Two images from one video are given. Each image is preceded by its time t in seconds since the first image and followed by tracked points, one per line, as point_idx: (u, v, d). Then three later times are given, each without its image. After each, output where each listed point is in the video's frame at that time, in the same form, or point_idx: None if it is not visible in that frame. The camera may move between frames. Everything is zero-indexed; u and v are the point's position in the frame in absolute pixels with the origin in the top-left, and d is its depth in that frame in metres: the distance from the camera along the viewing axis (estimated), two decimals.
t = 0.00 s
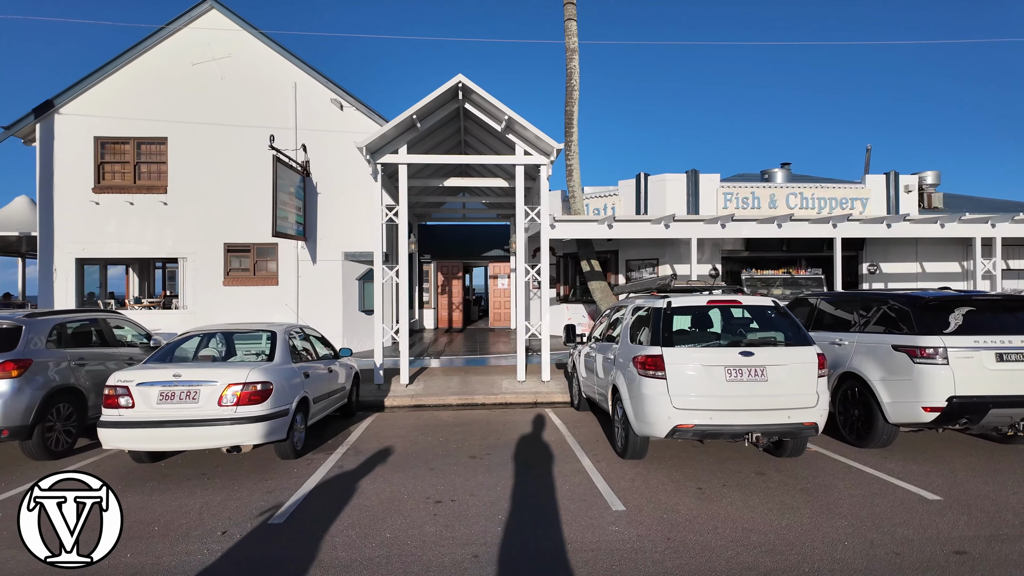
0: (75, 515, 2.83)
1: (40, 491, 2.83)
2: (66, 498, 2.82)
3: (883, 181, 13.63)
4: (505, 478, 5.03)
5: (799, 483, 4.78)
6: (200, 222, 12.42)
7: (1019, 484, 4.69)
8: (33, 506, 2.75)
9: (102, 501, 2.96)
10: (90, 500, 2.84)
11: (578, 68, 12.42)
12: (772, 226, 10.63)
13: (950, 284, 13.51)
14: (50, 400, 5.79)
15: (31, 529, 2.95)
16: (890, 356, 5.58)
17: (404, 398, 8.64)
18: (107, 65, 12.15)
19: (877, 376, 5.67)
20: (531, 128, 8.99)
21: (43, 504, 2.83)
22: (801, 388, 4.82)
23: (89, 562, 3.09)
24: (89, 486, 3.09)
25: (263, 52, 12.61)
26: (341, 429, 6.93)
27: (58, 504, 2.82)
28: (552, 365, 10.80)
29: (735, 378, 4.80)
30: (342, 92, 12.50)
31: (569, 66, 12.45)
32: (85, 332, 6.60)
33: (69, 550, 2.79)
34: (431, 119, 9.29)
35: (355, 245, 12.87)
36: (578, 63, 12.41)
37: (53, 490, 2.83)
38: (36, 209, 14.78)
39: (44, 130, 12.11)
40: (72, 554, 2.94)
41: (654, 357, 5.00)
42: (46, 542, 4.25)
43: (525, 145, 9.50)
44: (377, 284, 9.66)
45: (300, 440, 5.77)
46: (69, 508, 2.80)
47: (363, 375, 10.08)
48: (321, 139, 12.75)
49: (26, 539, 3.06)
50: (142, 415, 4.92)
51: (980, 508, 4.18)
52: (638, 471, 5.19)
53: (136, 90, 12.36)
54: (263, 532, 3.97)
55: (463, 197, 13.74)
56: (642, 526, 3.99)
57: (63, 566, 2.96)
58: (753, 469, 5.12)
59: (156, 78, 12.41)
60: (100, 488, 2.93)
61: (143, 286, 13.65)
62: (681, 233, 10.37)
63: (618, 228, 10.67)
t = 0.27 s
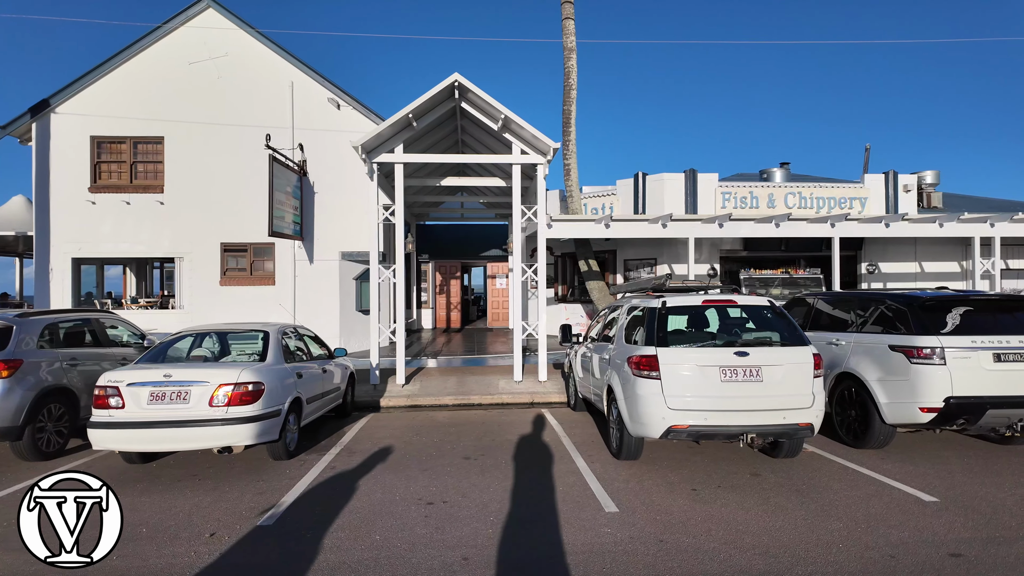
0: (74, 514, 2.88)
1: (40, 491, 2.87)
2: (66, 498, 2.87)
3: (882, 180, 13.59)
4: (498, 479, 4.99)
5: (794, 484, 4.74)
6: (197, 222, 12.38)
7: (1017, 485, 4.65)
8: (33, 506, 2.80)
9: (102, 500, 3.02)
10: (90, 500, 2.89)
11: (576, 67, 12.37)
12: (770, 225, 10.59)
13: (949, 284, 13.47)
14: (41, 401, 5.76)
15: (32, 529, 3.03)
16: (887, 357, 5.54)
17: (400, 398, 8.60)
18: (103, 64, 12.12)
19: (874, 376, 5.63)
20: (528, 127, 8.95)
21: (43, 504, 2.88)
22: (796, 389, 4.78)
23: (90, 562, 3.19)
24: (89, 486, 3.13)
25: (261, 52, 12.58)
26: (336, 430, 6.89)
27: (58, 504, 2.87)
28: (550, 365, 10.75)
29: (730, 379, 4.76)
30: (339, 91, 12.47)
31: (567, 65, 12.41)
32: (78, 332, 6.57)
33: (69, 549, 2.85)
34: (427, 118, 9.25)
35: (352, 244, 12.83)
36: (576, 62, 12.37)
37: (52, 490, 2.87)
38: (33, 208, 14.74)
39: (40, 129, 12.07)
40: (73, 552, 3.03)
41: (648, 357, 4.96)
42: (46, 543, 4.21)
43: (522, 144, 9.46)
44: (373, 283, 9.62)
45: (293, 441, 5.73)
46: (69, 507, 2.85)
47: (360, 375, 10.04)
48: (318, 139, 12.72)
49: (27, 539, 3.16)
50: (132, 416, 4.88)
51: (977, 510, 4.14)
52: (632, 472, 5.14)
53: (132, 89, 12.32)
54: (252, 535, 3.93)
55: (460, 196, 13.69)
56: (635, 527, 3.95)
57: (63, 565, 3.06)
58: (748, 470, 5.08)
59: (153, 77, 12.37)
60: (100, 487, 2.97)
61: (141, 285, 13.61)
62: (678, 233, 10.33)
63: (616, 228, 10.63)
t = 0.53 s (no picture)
0: (75, 515, 2.86)
1: (40, 491, 2.85)
2: (66, 498, 2.84)
3: (881, 180, 13.55)
4: (490, 480, 4.94)
5: (789, 485, 4.70)
6: (193, 222, 12.35)
7: (1014, 486, 4.61)
8: (33, 506, 2.77)
9: (102, 500, 3.01)
10: (90, 500, 2.87)
11: (573, 66, 12.34)
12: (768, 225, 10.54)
13: (947, 283, 13.43)
14: (32, 402, 5.72)
15: (32, 529, 3.00)
16: (884, 357, 5.49)
17: (396, 398, 8.56)
18: (99, 63, 12.10)
19: (870, 376, 5.59)
20: (524, 125, 8.90)
21: (42, 504, 2.86)
22: (791, 389, 4.73)
23: (90, 562, 3.15)
24: (89, 486, 3.12)
25: (257, 51, 12.54)
26: (330, 430, 6.85)
27: (58, 504, 2.85)
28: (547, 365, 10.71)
29: (725, 379, 4.72)
30: (336, 90, 12.43)
31: (565, 64, 12.38)
32: (70, 333, 6.53)
33: (69, 549, 2.83)
34: (423, 117, 9.21)
35: (349, 244, 12.78)
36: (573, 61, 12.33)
37: (52, 489, 2.84)
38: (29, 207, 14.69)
39: (36, 128, 12.04)
40: (73, 553, 3.00)
41: (643, 357, 4.91)
42: (45, 543, 4.18)
43: (519, 143, 9.42)
44: (369, 283, 9.58)
45: (285, 441, 5.69)
46: (69, 507, 2.83)
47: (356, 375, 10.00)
48: (315, 138, 12.68)
49: (26, 539, 3.12)
50: (122, 416, 4.83)
51: (974, 512, 4.09)
52: (626, 473, 5.10)
53: (128, 88, 12.28)
54: (241, 537, 3.89)
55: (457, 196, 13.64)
56: (628, 529, 3.91)
57: (63, 565, 3.02)
58: (744, 471, 5.04)
59: (149, 76, 12.33)
60: (100, 488, 2.95)
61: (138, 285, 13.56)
62: (676, 232, 10.29)
63: (612, 227, 10.59)
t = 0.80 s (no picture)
0: (75, 515, 3.00)
1: (40, 492, 2.95)
2: (66, 498, 2.98)
3: (880, 179, 13.50)
4: (483, 481, 4.90)
5: (785, 487, 4.66)
6: (190, 221, 12.30)
7: (1012, 488, 4.56)
8: (34, 506, 2.89)
9: (102, 502, 3.17)
10: (90, 500, 3.01)
11: (571, 65, 12.30)
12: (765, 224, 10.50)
13: (947, 283, 13.39)
14: (23, 402, 5.68)
15: (32, 529, 3.17)
16: (881, 357, 5.45)
17: (392, 399, 8.52)
18: (96, 62, 12.06)
19: (868, 377, 5.55)
20: (520, 125, 8.86)
21: (43, 504, 2.97)
22: (787, 390, 4.69)
23: (89, 562, 3.32)
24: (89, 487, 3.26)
25: (254, 50, 12.50)
26: (324, 431, 6.81)
27: (59, 504, 2.97)
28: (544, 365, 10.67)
29: (720, 379, 4.68)
30: (333, 89, 12.39)
31: (562, 64, 12.33)
32: (63, 333, 6.49)
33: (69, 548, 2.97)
34: (419, 116, 9.17)
35: (346, 244, 12.74)
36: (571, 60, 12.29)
37: (53, 490, 2.97)
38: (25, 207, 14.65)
39: (32, 128, 12.00)
40: (72, 553, 3.18)
41: (637, 357, 4.87)
42: (47, 543, 4.09)
43: (515, 142, 9.38)
44: (365, 283, 9.53)
45: (278, 442, 5.65)
46: (69, 508, 2.97)
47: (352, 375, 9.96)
48: (312, 138, 12.64)
49: (26, 540, 3.30)
50: (112, 417, 4.79)
51: (971, 514, 4.05)
52: (621, 474, 5.06)
53: (124, 88, 12.25)
54: (229, 539, 3.85)
55: (455, 195, 13.60)
56: (621, 531, 3.86)
57: (63, 565, 3.20)
58: (740, 472, 4.99)
59: (145, 75, 12.29)
60: (100, 487, 3.10)
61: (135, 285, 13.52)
62: (673, 232, 10.24)
63: (610, 227, 10.54)
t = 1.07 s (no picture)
0: (75, 514, 2.88)
1: (40, 492, 2.88)
2: (66, 498, 2.87)
3: (879, 179, 13.45)
4: (476, 482, 4.86)
5: (781, 489, 4.61)
6: (186, 221, 12.27)
7: (1010, 490, 4.52)
8: (33, 506, 2.81)
9: (102, 500, 3.04)
10: (90, 500, 2.90)
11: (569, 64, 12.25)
12: (763, 224, 10.46)
13: (946, 283, 13.34)
14: (14, 403, 5.64)
15: (31, 529, 3.02)
16: (879, 358, 5.41)
17: (388, 399, 8.48)
18: (92, 61, 12.03)
19: (865, 377, 5.51)
20: (517, 124, 8.82)
21: (43, 503, 2.89)
22: (783, 390, 4.65)
23: (89, 562, 3.18)
24: (89, 486, 3.15)
25: (251, 49, 12.46)
26: (318, 432, 6.77)
27: (59, 504, 2.88)
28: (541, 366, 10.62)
29: (715, 380, 4.64)
30: (329, 88, 12.36)
31: (560, 63, 12.29)
32: (56, 333, 6.46)
33: (69, 549, 2.86)
34: (415, 115, 9.13)
35: (343, 244, 12.70)
36: (569, 59, 12.25)
37: (53, 490, 2.87)
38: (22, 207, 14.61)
39: (28, 127, 11.97)
40: (72, 553, 3.03)
41: (632, 358, 4.83)
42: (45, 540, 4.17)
43: (512, 142, 9.34)
44: (361, 283, 9.48)
45: (271, 443, 5.61)
46: (69, 507, 2.86)
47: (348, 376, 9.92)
48: (309, 137, 12.61)
49: (26, 539, 3.14)
50: (102, 418, 4.75)
51: (969, 516, 4.00)
52: (616, 475, 5.02)
53: (120, 87, 12.21)
54: (218, 542, 3.81)
55: (453, 195, 13.56)
56: (613, 534, 3.82)
57: (63, 565, 3.05)
58: (735, 474, 4.94)
59: (142, 75, 12.25)
60: (100, 487, 3.00)
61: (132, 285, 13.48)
62: (671, 231, 10.18)
63: (607, 226, 10.50)
